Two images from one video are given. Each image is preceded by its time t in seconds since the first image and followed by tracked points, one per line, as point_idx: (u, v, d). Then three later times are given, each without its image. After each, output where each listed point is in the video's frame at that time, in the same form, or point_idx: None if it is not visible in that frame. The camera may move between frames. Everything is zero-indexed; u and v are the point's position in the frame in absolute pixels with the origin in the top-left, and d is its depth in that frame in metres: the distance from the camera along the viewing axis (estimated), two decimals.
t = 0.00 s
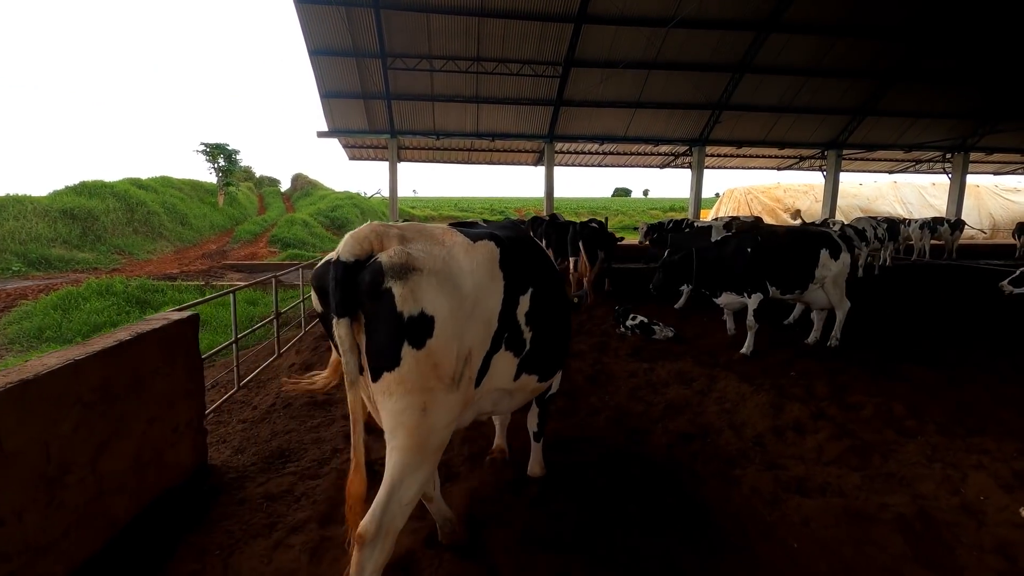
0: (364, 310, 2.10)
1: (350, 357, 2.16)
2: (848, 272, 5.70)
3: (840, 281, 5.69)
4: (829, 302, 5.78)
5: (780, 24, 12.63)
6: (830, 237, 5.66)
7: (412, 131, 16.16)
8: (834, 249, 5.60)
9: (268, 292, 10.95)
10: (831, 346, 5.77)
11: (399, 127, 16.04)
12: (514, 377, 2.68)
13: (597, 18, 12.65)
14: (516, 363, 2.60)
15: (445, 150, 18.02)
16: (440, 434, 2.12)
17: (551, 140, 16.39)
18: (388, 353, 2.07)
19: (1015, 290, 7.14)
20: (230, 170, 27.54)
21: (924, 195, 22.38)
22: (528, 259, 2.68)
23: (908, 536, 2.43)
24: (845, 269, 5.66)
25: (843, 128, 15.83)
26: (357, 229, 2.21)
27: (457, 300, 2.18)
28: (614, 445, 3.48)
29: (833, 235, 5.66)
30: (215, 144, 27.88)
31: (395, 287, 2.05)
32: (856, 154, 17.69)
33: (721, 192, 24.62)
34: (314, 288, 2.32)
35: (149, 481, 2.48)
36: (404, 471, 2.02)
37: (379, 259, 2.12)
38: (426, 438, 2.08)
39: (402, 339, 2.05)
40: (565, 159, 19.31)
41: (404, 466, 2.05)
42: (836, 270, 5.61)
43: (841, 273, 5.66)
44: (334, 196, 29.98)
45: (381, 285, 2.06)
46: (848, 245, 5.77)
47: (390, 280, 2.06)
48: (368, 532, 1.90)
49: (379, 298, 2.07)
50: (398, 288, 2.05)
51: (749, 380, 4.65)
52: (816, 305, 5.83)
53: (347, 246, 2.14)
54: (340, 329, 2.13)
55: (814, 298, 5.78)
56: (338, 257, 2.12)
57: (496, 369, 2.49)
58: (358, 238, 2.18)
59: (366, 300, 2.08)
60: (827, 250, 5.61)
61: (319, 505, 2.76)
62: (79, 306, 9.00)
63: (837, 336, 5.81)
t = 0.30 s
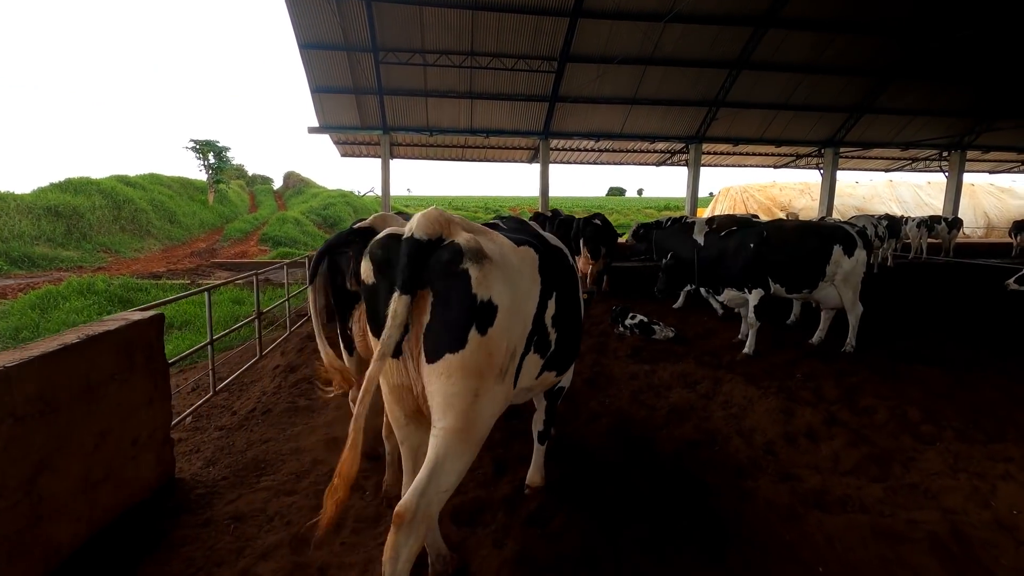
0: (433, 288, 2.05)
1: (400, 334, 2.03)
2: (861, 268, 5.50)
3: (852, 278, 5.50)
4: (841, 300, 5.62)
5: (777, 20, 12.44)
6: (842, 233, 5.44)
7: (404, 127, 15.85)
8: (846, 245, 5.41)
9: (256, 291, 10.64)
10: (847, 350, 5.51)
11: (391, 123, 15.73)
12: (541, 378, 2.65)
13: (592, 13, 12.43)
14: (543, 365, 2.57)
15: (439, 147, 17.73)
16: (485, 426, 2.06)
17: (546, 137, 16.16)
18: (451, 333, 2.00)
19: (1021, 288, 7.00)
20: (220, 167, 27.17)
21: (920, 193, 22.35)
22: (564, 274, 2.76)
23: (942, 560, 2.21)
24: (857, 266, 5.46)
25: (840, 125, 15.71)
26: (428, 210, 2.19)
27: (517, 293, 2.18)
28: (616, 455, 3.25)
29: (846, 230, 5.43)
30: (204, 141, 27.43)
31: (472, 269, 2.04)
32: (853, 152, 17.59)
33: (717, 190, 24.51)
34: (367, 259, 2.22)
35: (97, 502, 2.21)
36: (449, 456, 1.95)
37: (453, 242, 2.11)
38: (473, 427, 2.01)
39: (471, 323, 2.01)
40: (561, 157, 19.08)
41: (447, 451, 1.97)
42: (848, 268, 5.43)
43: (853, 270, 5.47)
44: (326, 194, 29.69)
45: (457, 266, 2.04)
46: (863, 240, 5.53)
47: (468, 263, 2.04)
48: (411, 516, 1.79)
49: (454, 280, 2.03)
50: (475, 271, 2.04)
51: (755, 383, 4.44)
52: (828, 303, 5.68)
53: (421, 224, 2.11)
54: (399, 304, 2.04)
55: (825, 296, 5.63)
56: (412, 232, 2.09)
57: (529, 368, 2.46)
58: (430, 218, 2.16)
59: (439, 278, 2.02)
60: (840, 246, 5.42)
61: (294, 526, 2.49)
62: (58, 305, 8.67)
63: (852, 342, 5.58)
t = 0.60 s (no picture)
0: (466, 294, 2.22)
1: (449, 338, 2.18)
2: (852, 274, 5.53)
3: (842, 283, 5.55)
4: (831, 304, 5.69)
5: (756, 23, 12.51)
6: (829, 238, 5.48)
7: (381, 128, 15.50)
8: (833, 250, 5.45)
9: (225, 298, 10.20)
10: (837, 355, 5.45)
11: (368, 124, 15.37)
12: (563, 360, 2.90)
13: (572, 14, 12.31)
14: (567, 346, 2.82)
15: (417, 148, 17.40)
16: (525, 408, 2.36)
17: (526, 139, 15.97)
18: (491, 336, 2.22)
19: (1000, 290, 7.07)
20: (192, 169, 26.36)
21: (893, 196, 22.82)
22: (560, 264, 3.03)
23: None
24: (847, 272, 5.51)
25: (816, 128, 15.91)
26: (447, 219, 2.32)
27: (540, 289, 2.40)
28: (606, 476, 3.03)
29: (834, 235, 5.47)
30: (174, 142, 26.56)
31: (501, 276, 2.22)
32: (829, 155, 17.85)
33: (697, 193, 24.69)
34: (392, 268, 2.31)
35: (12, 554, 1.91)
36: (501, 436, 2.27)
37: (478, 249, 2.26)
38: (517, 410, 2.31)
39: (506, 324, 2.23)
40: (541, 159, 18.93)
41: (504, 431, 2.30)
42: (836, 273, 5.49)
43: (843, 276, 5.52)
44: (302, 197, 29.03)
45: (487, 273, 2.21)
46: (852, 245, 5.56)
47: (496, 271, 2.22)
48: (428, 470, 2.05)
49: (485, 286, 2.20)
50: (503, 277, 2.22)
51: (745, 393, 4.29)
52: (817, 307, 5.77)
53: (444, 233, 2.25)
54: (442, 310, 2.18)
55: (815, 299, 5.71)
56: (438, 242, 2.22)
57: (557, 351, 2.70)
58: (451, 227, 2.29)
59: (474, 286, 2.20)
60: (827, 251, 5.46)
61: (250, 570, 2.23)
62: (9, 315, 8.15)
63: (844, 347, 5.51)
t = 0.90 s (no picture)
0: (494, 295, 2.27)
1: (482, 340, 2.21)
2: (857, 278, 5.39)
3: (845, 287, 5.41)
4: (834, 309, 5.55)
5: (747, 23, 12.41)
6: (833, 239, 5.38)
7: (368, 127, 15.14)
8: (836, 251, 5.35)
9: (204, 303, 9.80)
10: (841, 360, 5.26)
11: (354, 124, 15.00)
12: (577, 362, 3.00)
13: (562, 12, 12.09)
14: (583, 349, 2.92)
15: (405, 148, 17.06)
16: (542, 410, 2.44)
17: (516, 139, 15.73)
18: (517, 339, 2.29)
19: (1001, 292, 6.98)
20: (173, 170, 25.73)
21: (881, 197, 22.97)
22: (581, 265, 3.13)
23: None
24: (851, 276, 5.36)
25: (806, 129, 15.91)
26: (477, 221, 2.38)
27: (563, 292, 2.49)
28: (610, 501, 2.78)
29: (837, 238, 5.37)
30: (155, 142, 25.94)
31: (530, 277, 2.30)
32: (818, 156, 17.88)
33: (687, 194, 24.67)
34: (421, 272, 2.35)
35: None
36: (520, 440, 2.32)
37: (506, 251, 2.33)
38: (536, 414, 2.40)
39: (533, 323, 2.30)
40: (531, 160, 18.70)
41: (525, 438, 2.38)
42: (839, 276, 5.37)
43: (846, 280, 5.39)
44: (288, 198, 28.49)
45: (516, 275, 2.28)
46: (856, 248, 5.43)
47: (524, 271, 2.30)
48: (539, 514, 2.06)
49: (514, 285, 2.27)
50: (532, 278, 2.30)
51: (752, 403, 4.05)
52: (819, 312, 5.63)
53: (475, 236, 2.31)
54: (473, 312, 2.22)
55: (817, 304, 5.58)
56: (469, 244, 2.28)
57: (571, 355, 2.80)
58: (481, 230, 2.35)
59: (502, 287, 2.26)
60: (830, 253, 5.35)
61: None
62: None
63: (847, 353, 5.33)
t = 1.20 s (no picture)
0: (506, 292, 2.32)
1: (491, 337, 2.28)
2: (856, 282, 5.26)
3: (845, 292, 5.26)
4: (833, 314, 5.41)
5: (738, 26, 12.37)
6: (833, 243, 5.28)
7: (354, 130, 14.86)
8: (836, 256, 5.23)
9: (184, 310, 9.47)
10: (838, 370, 5.14)
11: (340, 125, 14.71)
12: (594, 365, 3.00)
13: (552, 13, 11.95)
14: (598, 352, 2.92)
15: (393, 151, 16.80)
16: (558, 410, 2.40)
17: (505, 142, 15.55)
18: (529, 334, 2.31)
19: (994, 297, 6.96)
20: (155, 172, 25.16)
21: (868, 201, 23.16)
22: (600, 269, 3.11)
23: None
24: (851, 280, 5.23)
25: (796, 133, 15.95)
26: (490, 223, 2.47)
27: (576, 290, 2.51)
28: (608, 534, 2.59)
29: (837, 241, 5.28)
30: (136, 143, 25.37)
31: (541, 271, 2.34)
32: (807, 160, 17.95)
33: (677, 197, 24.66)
34: (437, 275, 2.43)
35: None
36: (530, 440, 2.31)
37: (518, 248, 2.39)
38: (548, 415, 2.35)
39: (544, 319, 2.32)
40: (520, 162, 18.53)
41: (536, 437, 2.35)
42: (839, 281, 5.23)
43: (846, 284, 5.24)
44: (274, 201, 28.02)
45: (528, 270, 2.33)
46: (856, 252, 5.31)
47: (536, 266, 2.35)
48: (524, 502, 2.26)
49: (526, 281, 2.32)
50: (543, 273, 2.34)
51: (755, 418, 3.88)
52: (818, 316, 5.50)
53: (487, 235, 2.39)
54: (485, 309, 2.29)
55: (816, 309, 5.44)
56: (481, 244, 2.37)
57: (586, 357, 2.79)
58: (494, 230, 2.44)
59: (514, 283, 2.31)
60: (830, 257, 5.25)
61: None
62: None
63: (844, 363, 5.19)
